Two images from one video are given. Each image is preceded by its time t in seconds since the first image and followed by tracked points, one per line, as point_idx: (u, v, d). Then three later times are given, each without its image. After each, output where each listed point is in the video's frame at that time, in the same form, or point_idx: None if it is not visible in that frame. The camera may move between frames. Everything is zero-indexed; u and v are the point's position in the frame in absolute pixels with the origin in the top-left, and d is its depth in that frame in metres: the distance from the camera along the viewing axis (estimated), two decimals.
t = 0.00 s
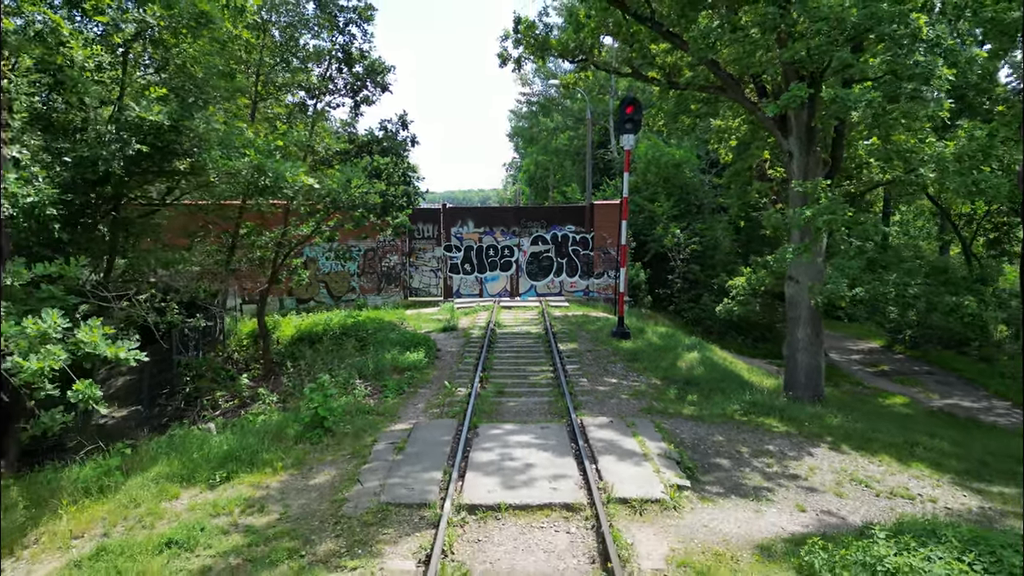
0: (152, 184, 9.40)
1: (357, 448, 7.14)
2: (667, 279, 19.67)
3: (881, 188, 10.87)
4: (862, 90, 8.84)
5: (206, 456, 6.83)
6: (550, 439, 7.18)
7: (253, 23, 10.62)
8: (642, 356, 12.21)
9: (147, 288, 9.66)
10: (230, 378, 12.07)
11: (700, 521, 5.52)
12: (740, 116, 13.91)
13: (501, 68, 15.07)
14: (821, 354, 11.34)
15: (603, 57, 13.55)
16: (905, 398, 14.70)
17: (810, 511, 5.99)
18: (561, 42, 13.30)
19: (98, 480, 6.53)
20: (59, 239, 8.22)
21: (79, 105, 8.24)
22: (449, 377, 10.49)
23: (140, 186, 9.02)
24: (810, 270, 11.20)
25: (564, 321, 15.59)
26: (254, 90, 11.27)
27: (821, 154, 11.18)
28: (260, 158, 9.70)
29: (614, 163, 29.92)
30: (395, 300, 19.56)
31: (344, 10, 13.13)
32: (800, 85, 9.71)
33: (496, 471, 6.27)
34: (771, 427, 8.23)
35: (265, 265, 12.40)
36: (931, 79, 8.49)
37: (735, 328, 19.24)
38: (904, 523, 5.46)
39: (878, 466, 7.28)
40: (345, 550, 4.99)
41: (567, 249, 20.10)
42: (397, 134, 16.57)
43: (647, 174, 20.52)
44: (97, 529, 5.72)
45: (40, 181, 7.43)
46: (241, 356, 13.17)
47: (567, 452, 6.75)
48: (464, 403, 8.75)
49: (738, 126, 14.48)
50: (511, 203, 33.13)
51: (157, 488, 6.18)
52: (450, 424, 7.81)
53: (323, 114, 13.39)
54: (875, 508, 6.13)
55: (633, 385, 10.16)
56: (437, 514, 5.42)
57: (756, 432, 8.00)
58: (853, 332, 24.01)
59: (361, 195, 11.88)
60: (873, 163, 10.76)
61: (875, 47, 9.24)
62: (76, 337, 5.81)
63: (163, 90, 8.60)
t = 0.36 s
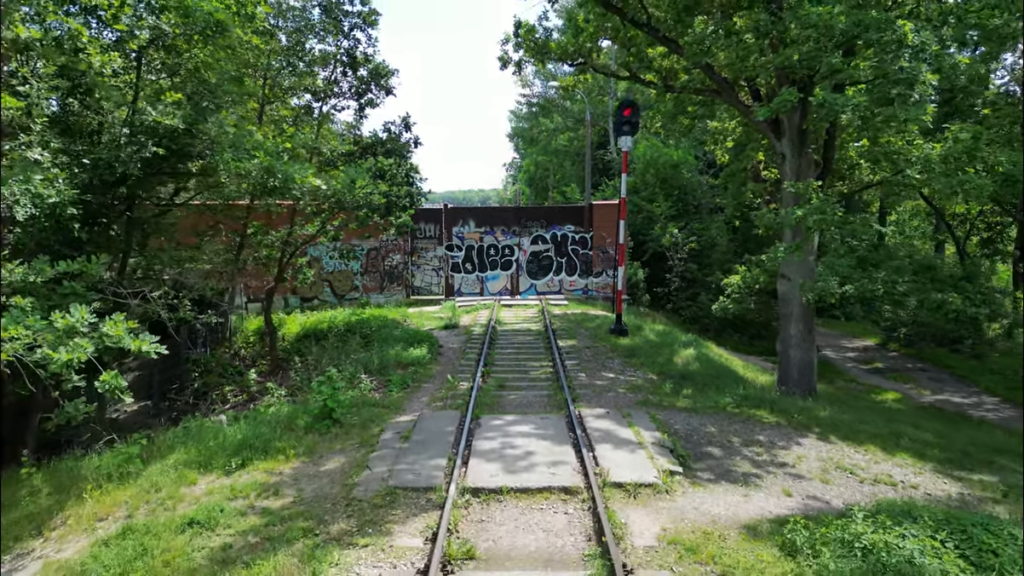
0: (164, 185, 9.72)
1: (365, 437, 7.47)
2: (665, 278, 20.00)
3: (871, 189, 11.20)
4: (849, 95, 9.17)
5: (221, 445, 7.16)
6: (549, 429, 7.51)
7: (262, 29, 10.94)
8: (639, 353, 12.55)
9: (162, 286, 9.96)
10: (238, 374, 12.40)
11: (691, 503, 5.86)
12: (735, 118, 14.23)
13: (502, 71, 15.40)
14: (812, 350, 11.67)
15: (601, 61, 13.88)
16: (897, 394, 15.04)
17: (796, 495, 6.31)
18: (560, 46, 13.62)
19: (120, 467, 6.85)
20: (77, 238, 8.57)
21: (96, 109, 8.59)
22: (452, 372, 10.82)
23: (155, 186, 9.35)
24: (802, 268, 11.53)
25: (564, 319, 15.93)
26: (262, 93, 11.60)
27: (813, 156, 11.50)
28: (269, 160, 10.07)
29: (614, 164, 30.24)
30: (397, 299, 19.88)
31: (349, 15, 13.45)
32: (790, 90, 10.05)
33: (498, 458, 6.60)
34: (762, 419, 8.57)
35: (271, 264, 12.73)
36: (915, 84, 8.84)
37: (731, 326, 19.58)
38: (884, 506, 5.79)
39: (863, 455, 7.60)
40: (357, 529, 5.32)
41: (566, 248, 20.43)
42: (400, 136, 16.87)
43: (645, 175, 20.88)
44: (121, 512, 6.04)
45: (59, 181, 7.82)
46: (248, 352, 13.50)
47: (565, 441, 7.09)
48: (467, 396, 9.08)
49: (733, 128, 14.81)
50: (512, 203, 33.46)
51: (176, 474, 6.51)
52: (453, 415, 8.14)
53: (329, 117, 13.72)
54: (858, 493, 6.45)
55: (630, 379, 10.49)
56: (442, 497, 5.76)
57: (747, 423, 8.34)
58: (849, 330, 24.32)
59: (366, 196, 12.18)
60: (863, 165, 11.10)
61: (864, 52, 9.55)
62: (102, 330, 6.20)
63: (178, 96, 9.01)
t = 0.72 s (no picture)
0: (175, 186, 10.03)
1: (371, 428, 7.77)
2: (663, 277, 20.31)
3: (862, 190, 11.52)
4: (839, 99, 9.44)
5: (233, 435, 7.46)
6: (547, 420, 7.82)
7: (269, 34, 11.23)
8: (636, 349, 12.86)
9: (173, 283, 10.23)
10: (244, 370, 12.72)
11: (682, 488, 6.16)
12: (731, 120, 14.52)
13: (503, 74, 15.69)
14: (804, 346, 11.98)
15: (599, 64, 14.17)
16: (889, 391, 15.34)
17: (783, 482, 6.59)
18: (559, 50, 13.91)
19: (136, 456, 7.16)
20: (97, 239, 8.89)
21: (109, 112, 8.92)
22: (453, 368, 11.13)
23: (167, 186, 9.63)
24: (794, 266, 11.83)
25: (563, 316, 16.24)
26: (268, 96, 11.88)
27: (805, 157, 11.80)
28: (277, 161, 10.31)
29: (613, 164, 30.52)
30: (399, 297, 20.19)
31: (353, 19, 13.72)
32: (782, 94, 10.35)
33: (498, 447, 6.90)
34: (753, 412, 8.86)
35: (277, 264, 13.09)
36: (901, 88, 9.17)
37: (728, 324, 19.89)
38: (865, 492, 6.06)
39: (850, 445, 7.90)
40: (365, 513, 5.63)
41: (565, 247, 20.74)
42: (402, 137, 17.13)
43: (644, 175, 21.13)
44: (139, 497, 6.34)
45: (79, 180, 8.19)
46: (254, 349, 13.82)
47: (563, 431, 7.39)
48: (468, 390, 9.39)
49: (729, 130, 15.10)
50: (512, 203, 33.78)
51: (191, 462, 6.81)
52: (455, 407, 8.45)
53: (333, 119, 14.01)
54: (842, 480, 6.73)
55: (627, 374, 10.79)
56: (445, 482, 6.06)
57: (739, 416, 8.63)
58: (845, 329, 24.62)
59: (369, 196, 12.48)
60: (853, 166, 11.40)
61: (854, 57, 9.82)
62: (121, 325, 6.48)
63: (189, 100, 9.34)
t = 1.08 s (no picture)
0: (185, 187, 10.41)
1: (376, 420, 8.11)
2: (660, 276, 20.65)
3: (852, 192, 11.86)
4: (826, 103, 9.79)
5: (245, 426, 7.80)
6: (545, 411, 8.17)
7: (277, 39, 11.58)
8: (633, 346, 13.20)
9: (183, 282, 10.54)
10: (251, 366, 13.07)
11: (673, 474, 6.51)
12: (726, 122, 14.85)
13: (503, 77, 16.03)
14: (796, 343, 12.32)
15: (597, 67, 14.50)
16: (881, 387, 15.68)
17: (769, 470, 6.93)
18: (558, 54, 14.26)
19: (153, 445, 7.51)
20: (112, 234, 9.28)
21: (123, 115, 9.33)
22: (455, 363, 11.46)
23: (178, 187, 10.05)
24: (786, 265, 12.18)
25: (562, 315, 16.59)
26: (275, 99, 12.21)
27: (797, 159, 12.15)
28: (284, 164, 10.43)
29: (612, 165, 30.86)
30: (401, 296, 20.52)
31: (357, 24, 14.06)
32: (773, 98, 10.69)
33: (498, 436, 7.25)
34: (744, 405, 9.21)
35: (282, 262, 13.13)
36: (886, 93, 9.51)
37: (724, 322, 20.23)
38: (846, 478, 6.40)
39: (835, 436, 8.25)
40: (374, 496, 5.98)
41: (565, 247, 21.09)
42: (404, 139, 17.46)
43: (642, 176, 21.40)
44: (158, 482, 6.69)
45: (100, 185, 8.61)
46: (261, 346, 14.17)
47: (560, 422, 7.74)
48: (469, 384, 9.72)
49: (724, 131, 15.43)
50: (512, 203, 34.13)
51: (206, 451, 7.15)
52: (457, 400, 8.80)
53: (337, 121, 14.34)
54: (827, 468, 7.07)
55: (623, 369, 11.14)
56: (449, 468, 6.41)
57: (730, 408, 8.97)
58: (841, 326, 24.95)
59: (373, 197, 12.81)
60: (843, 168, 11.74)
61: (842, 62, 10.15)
62: (141, 319, 6.80)
63: (202, 105, 9.74)
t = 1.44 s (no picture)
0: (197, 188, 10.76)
1: (383, 411, 8.47)
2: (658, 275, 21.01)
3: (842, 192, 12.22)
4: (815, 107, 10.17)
5: (257, 417, 8.16)
6: (544, 403, 8.53)
7: (284, 44, 11.93)
8: (630, 342, 13.56)
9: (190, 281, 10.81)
10: (259, 361, 13.43)
11: (665, 461, 6.86)
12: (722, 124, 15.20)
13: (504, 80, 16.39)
14: (788, 339, 12.67)
15: (595, 71, 14.86)
16: (874, 383, 16.02)
17: (758, 457, 7.27)
18: (557, 57, 14.61)
19: (169, 435, 7.86)
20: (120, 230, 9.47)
21: (137, 119, 9.71)
22: (457, 359, 11.81)
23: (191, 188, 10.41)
24: (778, 264, 12.53)
25: (561, 312, 16.94)
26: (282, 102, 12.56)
27: (789, 160, 12.50)
28: (292, 164, 10.72)
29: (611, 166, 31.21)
30: (403, 294, 20.84)
31: (361, 29, 14.41)
32: (764, 101, 11.05)
33: (499, 425, 7.61)
34: (735, 398, 9.55)
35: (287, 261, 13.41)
36: (873, 97, 9.72)
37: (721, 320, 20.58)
38: (829, 464, 6.75)
39: (822, 426, 8.61)
40: (381, 480, 6.34)
41: (564, 246, 21.44)
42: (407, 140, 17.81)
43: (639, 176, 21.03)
44: (176, 469, 7.04)
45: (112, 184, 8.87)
46: (267, 343, 14.53)
47: (558, 413, 8.10)
48: (471, 378, 10.08)
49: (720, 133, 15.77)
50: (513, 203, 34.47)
51: (221, 439, 7.51)
52: (460, 392, 9.16)
53: (342, 123, 14.69)
54: (812, 455, 7.41)
55: (620, 364, 11.49)
56: (452, 454, 6.77)
57: (722, 401, 9.31)
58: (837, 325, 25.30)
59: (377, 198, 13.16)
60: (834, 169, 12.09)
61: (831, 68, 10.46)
62: (159, 314, 7.16)
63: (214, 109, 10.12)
